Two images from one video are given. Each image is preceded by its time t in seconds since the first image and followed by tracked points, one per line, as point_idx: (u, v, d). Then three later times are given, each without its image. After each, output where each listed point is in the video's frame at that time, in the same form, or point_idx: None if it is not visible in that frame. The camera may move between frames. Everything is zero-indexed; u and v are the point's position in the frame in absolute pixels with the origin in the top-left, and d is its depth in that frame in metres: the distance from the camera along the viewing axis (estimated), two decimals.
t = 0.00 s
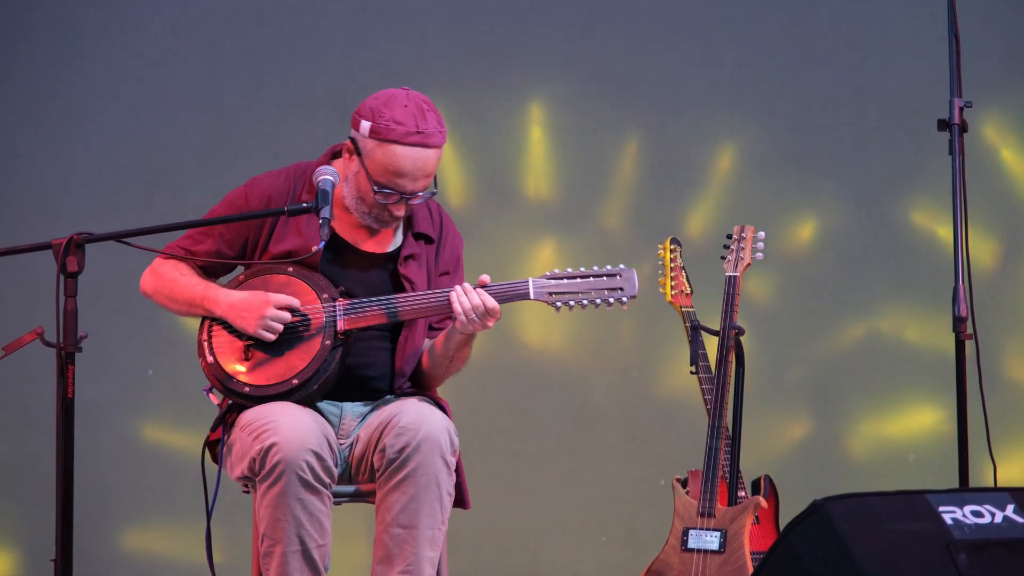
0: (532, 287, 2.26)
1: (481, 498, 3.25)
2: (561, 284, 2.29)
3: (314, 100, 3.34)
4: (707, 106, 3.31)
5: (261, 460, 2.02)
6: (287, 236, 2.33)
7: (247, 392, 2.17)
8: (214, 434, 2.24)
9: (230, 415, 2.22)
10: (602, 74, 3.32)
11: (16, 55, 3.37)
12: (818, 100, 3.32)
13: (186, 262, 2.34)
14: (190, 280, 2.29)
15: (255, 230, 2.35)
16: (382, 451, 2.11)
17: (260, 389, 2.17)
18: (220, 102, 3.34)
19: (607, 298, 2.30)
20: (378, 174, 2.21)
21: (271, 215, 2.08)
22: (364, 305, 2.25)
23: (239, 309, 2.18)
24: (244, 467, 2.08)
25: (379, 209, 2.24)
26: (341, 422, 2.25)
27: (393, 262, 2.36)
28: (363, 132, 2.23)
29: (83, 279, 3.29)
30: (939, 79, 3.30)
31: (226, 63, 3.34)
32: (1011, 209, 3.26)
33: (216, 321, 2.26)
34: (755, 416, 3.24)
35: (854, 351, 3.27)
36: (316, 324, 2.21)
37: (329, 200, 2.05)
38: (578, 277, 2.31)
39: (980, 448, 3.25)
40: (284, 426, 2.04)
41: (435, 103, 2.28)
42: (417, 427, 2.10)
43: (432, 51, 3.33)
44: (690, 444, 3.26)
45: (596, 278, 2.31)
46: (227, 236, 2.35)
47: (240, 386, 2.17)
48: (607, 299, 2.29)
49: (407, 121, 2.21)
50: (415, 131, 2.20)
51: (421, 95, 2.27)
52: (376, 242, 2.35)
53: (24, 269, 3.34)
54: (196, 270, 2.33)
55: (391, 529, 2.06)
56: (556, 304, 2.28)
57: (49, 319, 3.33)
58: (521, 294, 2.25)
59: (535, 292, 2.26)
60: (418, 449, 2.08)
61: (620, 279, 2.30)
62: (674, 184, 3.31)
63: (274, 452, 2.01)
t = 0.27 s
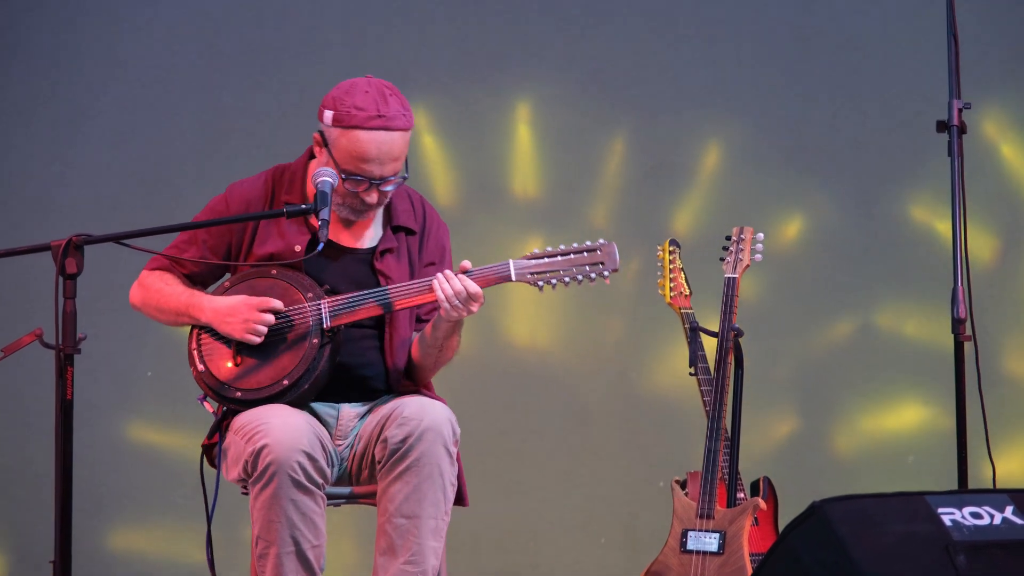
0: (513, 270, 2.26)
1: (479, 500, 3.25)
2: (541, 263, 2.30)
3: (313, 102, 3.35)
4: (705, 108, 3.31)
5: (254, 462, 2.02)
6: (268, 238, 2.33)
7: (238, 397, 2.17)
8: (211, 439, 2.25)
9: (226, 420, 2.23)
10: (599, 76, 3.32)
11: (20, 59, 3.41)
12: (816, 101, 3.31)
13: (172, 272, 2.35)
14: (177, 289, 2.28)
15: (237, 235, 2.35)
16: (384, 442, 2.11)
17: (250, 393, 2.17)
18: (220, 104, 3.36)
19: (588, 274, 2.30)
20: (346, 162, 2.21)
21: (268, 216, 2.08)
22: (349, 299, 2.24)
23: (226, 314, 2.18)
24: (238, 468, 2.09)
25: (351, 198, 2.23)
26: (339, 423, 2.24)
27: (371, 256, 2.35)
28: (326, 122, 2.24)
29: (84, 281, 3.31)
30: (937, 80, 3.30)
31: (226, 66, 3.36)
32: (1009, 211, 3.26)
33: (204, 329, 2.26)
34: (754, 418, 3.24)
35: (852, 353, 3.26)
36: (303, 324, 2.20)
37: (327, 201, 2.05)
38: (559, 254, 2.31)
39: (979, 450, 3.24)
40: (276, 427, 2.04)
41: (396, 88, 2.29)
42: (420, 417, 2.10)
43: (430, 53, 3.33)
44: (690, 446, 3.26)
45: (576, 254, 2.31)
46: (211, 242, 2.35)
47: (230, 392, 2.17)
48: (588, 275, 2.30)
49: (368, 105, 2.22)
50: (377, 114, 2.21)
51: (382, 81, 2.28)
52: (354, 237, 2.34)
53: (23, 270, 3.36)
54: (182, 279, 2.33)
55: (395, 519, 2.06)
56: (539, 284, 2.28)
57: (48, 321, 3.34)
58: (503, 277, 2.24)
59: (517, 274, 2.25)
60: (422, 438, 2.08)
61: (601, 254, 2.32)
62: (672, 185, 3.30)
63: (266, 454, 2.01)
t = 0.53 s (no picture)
0: (495, 252, 2.25)
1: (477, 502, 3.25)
2: (523, 243, 2.29)
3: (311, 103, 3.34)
4: (703, 110, 3.29)
5: (248, 465, 2.03)
6: (252, 244, 2.33)
7: (235, 403, 2.16)
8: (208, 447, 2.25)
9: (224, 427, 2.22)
10: (597, 80, 3.31)
11: (21, 61, 3.43)
12: (817, 102, 3.29)
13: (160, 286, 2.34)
14: (165, 302, 2.28)
15: (222, 243, 2.36)
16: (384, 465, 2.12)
17: (246, 398, 2.16)
18: (219, 106, 3.36)
19: (571, 249, 2.29)
20: (320, 160, 2.22)
21: (268, 219, 2.08)
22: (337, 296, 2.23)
23: (214, 322, 2.17)
24: (232, 471, 2.10)
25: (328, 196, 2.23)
26: (336, 425, 2.24)
27: (357, 256, 2.34)
28: (298, 123, 2.25)
29: (82, 282, 3.32)
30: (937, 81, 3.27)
31: (225, 68, 3.36)
32: (1008, 213, 3.25)
33: (195, 339, 2.25)
34: (754, 420, 3.23)
35: (852, 355, 3.24)
36: (292, 325, 2.20)
37: (327, 203, 2.06)
38: (541, 232, 2.30)
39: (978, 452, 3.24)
40: (269, 429, 2.06)
41: (365, 83, 2.28)
42: (422, 441, 2.10)
43: (429, 55, 3.34)
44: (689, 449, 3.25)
45: (557, 231, 2.30)
46: (197, 253, 2.35)
47: (227, 399, 2.17)
48: (572, 251, 2.28)
49: (336, 102, 2.22)
50: (345, 110, 2.21)
51: (351, 77, 2.28)
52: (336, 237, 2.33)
53: (22, 272, 3.36)
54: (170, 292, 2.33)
55: (394, 543, 2.08)
56: (523, 264, 2.27)
57: (46, 321, 3.33)
58: (486, 260, 2.24)
59: (500, 255, 2.25)
60: (423, 464, 2.09)
61: (582, 228, 2.30)
62: (671, 187, 3.28)
63: (259, 457, 2.02)
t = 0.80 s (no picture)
0: (479, 242, 2.25)
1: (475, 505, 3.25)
2: (506, 232, 2.29)
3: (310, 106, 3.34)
4: (702, 112, 3.29)
5: (236, 469, 2.04)
6: (237, 250, 2.32)
7: (229, 407, 2.17)
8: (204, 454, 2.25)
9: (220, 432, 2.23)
10: (596, 83, 3.31)
11: (22, 66, 3.44)
12: (817, 104, 3.28)
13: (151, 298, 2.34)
14: (155, 312, 2.28)
15: (209, 250, 2.36)
16: (380, 457, 2.12)
17: (239, 402, 2.17)
18: (218, 109, 3.36)
19: (553, 236, 2.30)
20: (292, 160, 2.23)
21: (267, 222, 2.08)
22: (324, 295, 2.22)
23: (204, 328, 2.18)
24: (223, 476, 2.11)
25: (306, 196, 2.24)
26: (332, 426, 2.23)
27: (343, 256, 2.33)
28: (269, 125, 2.26)
29: (83, 286, 3.32)
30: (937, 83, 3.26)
31: (224, 71, 3.36)
32: (1008, 216, 3.25)
33: (186, 347, 2.25)
34: (754, 424, 3.22)
35: (851, 359, 3.23)
36: (279, 327, 2.20)
37: (326, 206, 2.07)
38: (523, 221, 2.31)
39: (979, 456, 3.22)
40: (255, 432, 2.06)
41: (334, 81, 2.30)
42: (416, 432, 2.11)
43: (428, 58, 3.34)
44: (689, 453, 3.24)
45: (539, 218, 2.31)
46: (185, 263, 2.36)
47: (219, 404, 2.17)
48: (554, 237, 2.29)
49: (304, 101, 2.24)
50: (314, 108, 2.23)
51: (319, 76, 2.29)
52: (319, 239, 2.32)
53: (21, 275, 3.36)
54: (160, 303, 2.32)
55: (391, 534, 2.08)
56: (506, 253, 2.27)
57: (45, 325, 3.34)
58: (470, 250, 2.24)
59: (483, 245, 2.25)
60: (417, 454, 2.09)
61: (563, 214, 2.31)
62: (669, 190, 3.28)
63: (246, 460, 2.02)
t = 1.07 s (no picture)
0: (466, 232, 2.26)
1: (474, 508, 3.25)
2: (494, 219, 2.29)
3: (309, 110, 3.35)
4: (702, 115, 3.28)
5: (236, 472, 2.04)
6: (228, 255, 2.33)
7: (227, 413, 2.16)
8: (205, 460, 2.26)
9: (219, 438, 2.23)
10: (595, 87, 3.31)
11: (26, 71, 3.48)
12: (818, 105, 3.26)
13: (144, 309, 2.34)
14: (149, 321, 2.28)
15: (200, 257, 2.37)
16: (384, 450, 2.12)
17: (237, 407, 2.16)
18: (219, 113, 3.38)
19: (541, 220, 2.30)
20: (272, 159, 2.22)
21: (269, 225, 2.08)
22: (317, 294, 2.22)
23: (199, 335, 2.18)
24: (224, 479, 2.11)
25: (290, 194, 2.25)
26: (332, 430, 2.23)
27: (333, 255, 2.33)
28: (247, 127, 2.27)
29: (84, 289, 3.33)
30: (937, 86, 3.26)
31: (225, 75, 3.38)
32: (1008, 220, 3.25)
33: (181, 355, 2.25)
34: (754, 426, 3.22)
35: (853, 361, 3.21)
36: (274, 330, 2.20)
37: (326, 209, 2.06)
38: (511, 207, 2.31)
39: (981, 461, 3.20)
40: (256, 435, 2.06)
41: (309, 78, 2.31)
42: (420, 425, 2.11)
43: (428, 63, 3.35)
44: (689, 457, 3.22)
45: (527, 204, 2.31)
46: (176, 272, 2.36)
47: (218, 409, 2.17)
48: (542, 222, 2.29)
49: (280, 100, 2.25)
50: (289, 105, 2.24)
51: (294, 74, 2.31)
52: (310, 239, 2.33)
53: (22, 279, 3.37)
54: (153, 313, 2.33)
55: (394, 528, 2.07)
56: (495, 241, 2.28)
57: (45, 328, 3.34)
58: (458, 241, 2.25)
59: (471, 235, 2.26)
60: (421, 446, 2.09)
61: (550, 199, 2.31)
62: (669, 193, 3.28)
63: (246, 463, 2.02)
